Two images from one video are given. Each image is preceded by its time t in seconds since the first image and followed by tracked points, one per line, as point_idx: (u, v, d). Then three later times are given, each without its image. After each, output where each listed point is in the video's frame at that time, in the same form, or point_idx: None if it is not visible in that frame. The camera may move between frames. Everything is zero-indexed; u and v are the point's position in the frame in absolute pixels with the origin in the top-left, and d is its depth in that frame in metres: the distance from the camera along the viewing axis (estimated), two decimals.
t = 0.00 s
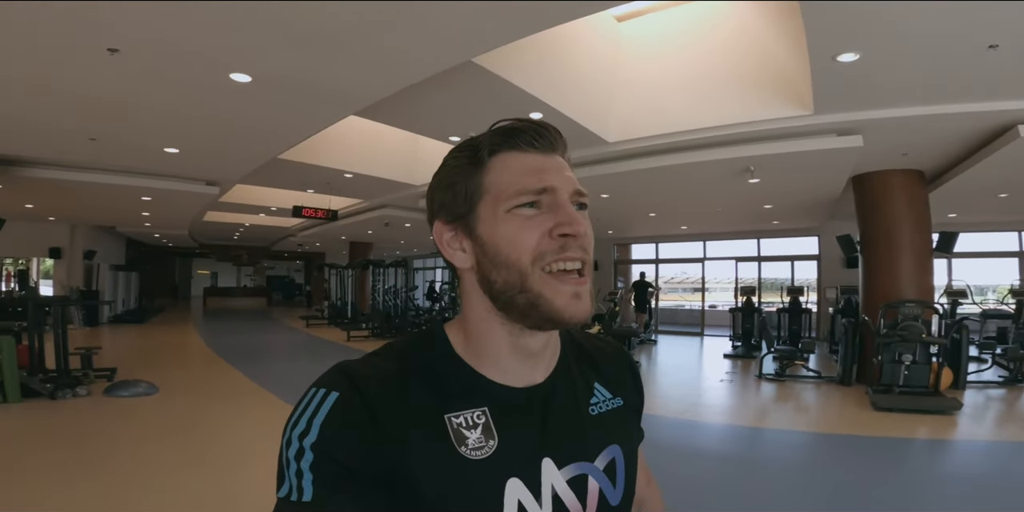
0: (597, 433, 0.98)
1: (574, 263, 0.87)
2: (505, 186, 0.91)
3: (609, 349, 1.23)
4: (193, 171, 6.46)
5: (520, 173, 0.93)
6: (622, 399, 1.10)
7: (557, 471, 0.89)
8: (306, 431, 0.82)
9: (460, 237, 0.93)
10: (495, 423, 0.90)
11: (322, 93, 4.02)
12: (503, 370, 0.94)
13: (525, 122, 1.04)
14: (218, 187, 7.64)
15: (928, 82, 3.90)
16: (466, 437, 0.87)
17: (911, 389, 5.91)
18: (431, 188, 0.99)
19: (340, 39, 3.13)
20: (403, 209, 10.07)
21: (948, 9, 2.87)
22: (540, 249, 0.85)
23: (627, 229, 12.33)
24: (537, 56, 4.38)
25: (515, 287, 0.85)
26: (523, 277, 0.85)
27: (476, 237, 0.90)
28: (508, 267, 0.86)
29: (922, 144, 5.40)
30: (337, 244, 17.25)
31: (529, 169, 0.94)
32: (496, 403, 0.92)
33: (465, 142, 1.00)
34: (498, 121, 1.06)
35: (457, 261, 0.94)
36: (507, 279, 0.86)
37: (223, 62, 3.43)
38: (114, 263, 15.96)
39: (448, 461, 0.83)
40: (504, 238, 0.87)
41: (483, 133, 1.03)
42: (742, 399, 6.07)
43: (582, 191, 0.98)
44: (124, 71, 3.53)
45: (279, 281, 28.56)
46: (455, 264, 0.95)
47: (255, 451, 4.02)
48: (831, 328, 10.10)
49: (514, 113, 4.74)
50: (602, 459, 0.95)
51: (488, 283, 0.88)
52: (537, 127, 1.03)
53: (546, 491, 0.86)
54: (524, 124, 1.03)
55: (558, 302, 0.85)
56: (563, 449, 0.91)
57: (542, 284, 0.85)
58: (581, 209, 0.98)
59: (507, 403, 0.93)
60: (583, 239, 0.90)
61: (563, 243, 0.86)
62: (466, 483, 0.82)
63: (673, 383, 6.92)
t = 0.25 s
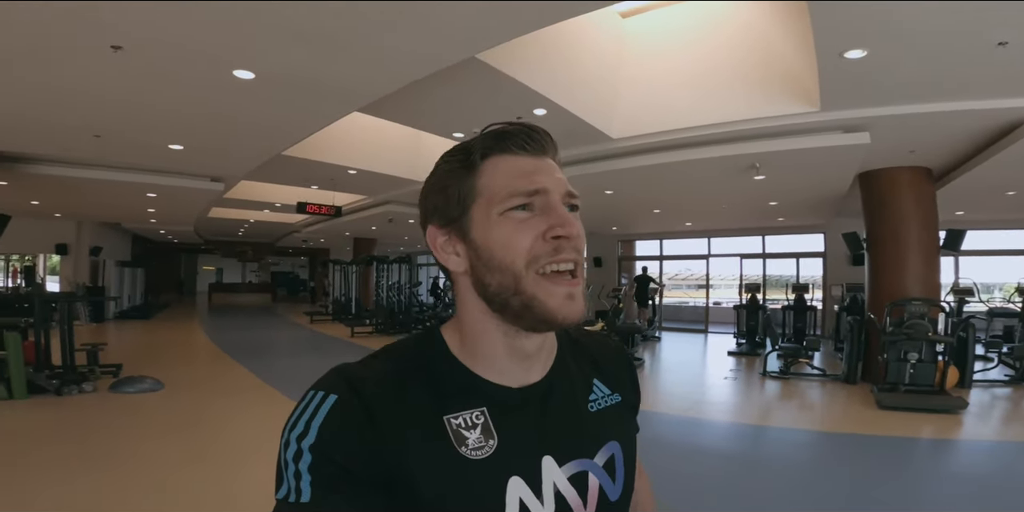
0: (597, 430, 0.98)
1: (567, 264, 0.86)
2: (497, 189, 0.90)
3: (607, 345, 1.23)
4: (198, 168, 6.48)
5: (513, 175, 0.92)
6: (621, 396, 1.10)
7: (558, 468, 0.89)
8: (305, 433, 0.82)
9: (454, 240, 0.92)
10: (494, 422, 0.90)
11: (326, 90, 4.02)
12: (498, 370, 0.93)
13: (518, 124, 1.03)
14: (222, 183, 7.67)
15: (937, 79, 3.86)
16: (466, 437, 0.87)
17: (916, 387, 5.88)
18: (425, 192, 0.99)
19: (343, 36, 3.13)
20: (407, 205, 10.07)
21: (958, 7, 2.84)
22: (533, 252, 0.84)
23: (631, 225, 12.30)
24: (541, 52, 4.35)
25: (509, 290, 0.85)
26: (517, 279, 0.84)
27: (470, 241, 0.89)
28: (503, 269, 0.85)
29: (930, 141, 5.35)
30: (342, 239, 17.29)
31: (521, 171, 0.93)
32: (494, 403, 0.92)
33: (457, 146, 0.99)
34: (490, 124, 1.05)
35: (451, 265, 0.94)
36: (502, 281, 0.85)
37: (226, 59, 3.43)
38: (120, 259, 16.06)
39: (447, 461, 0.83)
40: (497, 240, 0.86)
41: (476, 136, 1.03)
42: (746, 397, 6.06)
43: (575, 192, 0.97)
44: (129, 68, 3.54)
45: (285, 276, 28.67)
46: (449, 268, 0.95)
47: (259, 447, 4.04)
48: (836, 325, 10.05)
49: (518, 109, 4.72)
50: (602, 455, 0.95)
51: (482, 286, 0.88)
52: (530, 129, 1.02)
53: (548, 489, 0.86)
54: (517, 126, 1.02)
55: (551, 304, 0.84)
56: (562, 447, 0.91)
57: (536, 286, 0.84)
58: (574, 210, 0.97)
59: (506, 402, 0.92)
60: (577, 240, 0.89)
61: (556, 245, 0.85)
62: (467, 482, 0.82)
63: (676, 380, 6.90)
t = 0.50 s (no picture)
0: (597, 426, 0.98)
1: (558, 265, 0.87)
2: (490, 191, 0.91)
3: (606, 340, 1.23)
4: (211, 167, 6.56)
5: (504, 178, 0.93)
6: (620, 390, 1.10)
7: (558, 465, 0.89)
8: (301, 432, 0.82)
9: (448, 242, 0.92)
10: (492, 420, 0.90)
11: (335, 89, 4.04)
12: (492, 367, 0.94)
13: (510, 129, 1.04)
14: (235, 182, 7.75)
15: (953, 76, 3.79)
16: (464, 435, 0.88)
17: (932, 389, 5.78)
18: (418, 195, 0.99)
19: (351, 35, 3.14)
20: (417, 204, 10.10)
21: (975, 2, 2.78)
22: (525, 253, 0.85)
23: (642, 224, 12.23)
24: (549, 50, 4.33)
25: (502, 291, 0.85)
26: (509, 280, 0.85)
27: (463, 243, 0.90)
28: (496, 270, 0.85)
29: (947, 138, 5.24)
30: (353, 237, 17.39)
31: (512, 174, 0.94)
32: (492, 400, 0.92)
33: (449, 151, 1.00)
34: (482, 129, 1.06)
35: (444, 267, 0.94)
36: (495, 282, 0.86)
37: (236, 59, 3.46)
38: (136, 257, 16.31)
39: (446, 458, 0.84)
40: (490, 242, 0.86)
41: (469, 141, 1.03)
42: (757, 397, 6.00)
43: (565, 195, 0.98)
44: (141, 68, 3.58)
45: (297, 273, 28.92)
46: (443, 270, 0.95)
47: (268, 444, 4.08)
48: (850, 325, 9.90)
49: (525, 107, 4.70)
50: (603, 451, 0.95)
51: (476, 287, 0.88)
52: (521, 133, 1.03)
53: (548, 485, 0.87)
54: (509, 131, 1.03)
55: (544, 304, 0.84)
56: (561, 444, 0.91)
57: (528, 286, 0.84)
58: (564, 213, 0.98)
59: (504, 400, 0.93)
60: (567, 242, 0.89)
61: (548, 245, 0.86)
62: (465, 482, 0.82)
63: (686, 380, 6.85)
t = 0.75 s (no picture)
0: (598, 428, 0.98)
1: (560, 266, 0.87)
2: (495, 193, 0.91)
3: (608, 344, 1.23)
4: (215, 167, 6.59)
5: (509, 181, 0.93)
6: (623, 393, 1.10)
7: (558, 467, 0.88)
8: (303, 431, 0.82)
9: (452, 243, 0.93)
10: (493, 421, 0.90)
11: (338, 89, 4.05)
12: (494, 367, 0.95)
13: (516, 135, 1.05)
14: (239, 181, 7.78)
15: (959, 76, 3.77)
16: (465, 436, 0.88)
17: (936, 390, 5.76)
18: (425, 197, 1.00)
19: (354, 35, 3.15)
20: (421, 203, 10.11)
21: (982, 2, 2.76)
22: (527, 253, 0.85)
23: (645, 223, 12.21)
24: (552, 50, 4.33)
25: (504, 290, 0.85)
26: (511, 279, 0.85)
27: (466, 243, 0.90)
28: (498, 269, 0.86)
29: (953, 138, 5.21)
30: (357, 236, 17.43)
31: (518, 178, 0.94)
32: (493, 401, 0.93)
33: (456, 154, 1.01)
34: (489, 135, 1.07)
35: (448, 267, 0.95)
36: (496, 282, 0.86)
37: (240, 58, 3.47)
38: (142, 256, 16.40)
39: (447, 459, 0.84)
40: (493, 242, 0.87)
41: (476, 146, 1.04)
42: (760, 398, 5.99)
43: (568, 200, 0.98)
44: (145, 69, 3.60)
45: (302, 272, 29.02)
46: (447, 270, 0.95)
47: (271, 442, 4.09)
48: (855, 326, 9.86)
49: (529, 107, 4.70)
50: (604, 454, 0.95)
51: (479, 286, 0.88)
52: (526, 139, 1.04)
53: (547, 487, 0.86)
54: (515, 136, 1.04)
55: (545, 304, 0.84)
56: (562, 446, 0.91)
57: (530, 286, 0.84)
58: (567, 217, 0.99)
59: (505, 400, 0.93)
60: (570, 245, 0.90)
61: (550, 247, 0.86)
62: (462, 484, 0.82)
63: (689, 380, 6.85)
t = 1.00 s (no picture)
0: (597, 432, 0.98)
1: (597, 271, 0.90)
2: (541, 192, 0.92)
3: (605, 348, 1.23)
4: (212, 165, 6.56)
5: (552, 181, 0.94)
6: (620, 398, 1.10)
7: (558, 470, 0.89)
8: (309, 433, 0.82)
9: (489, 234, 0.90)
10: (495, 423, 0.91)
11: (337, 88, 4.04)
12: (503, 368, 0.95)
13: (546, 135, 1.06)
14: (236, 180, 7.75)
15: (954, 80, 3.80)
16: (468, 438, 0.88)
17: (929, 392, 5.81)
18: (456, 180, 0.95)
19: (354, 34, 3.15)
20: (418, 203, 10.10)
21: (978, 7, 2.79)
22: (574, 254, 0.87)
23: (642, 225, 12.25)
24: (551, 52, 4.35)
25: (546, 288, 0.86)
26: (556, 279, 0.86)
27: (507, 237, 0.89)
28: (544, 267, 0.86)
29: (948, 142, 5.25)
30: (353, 236, 17.39)
31: (559, 180, 0.96)
32: (496, 404, 0.92)
33: (491, 142, 0.98)
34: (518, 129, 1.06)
35: (475, 257, 0.91)
36: (541, 279, 0.86)
37: (239, 57, 3.46)
38: (136, 254, 16.31)
39: (450, 462, 0.84)
40: (540, 240, 0.87)
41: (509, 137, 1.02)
42: (755, 399, 6.02)
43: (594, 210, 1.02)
44: (143, 66, 3.58)
45: (297, 272, 28.93)
46: (472, 259, 0.92)
47: (267, 442, 4.09)
48: (849, 328, 9.92)
49: (528, 108, 4.71)
50: (602, 457, 0.96)
51: (517, 281, 0.87)
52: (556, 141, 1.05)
53: (547, 490, 0.87)
54: (547, 137, 1.04)
55: (584, 306, 0.87)
56: (562, 449, 0.92)
57: (573, 286, 0.86)
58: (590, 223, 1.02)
59: (508, 403, 0.93)
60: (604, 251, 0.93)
61: (593, 251, 0.89)
62: (464, 488, 0.82)
63: (685, 382, 6.88)
